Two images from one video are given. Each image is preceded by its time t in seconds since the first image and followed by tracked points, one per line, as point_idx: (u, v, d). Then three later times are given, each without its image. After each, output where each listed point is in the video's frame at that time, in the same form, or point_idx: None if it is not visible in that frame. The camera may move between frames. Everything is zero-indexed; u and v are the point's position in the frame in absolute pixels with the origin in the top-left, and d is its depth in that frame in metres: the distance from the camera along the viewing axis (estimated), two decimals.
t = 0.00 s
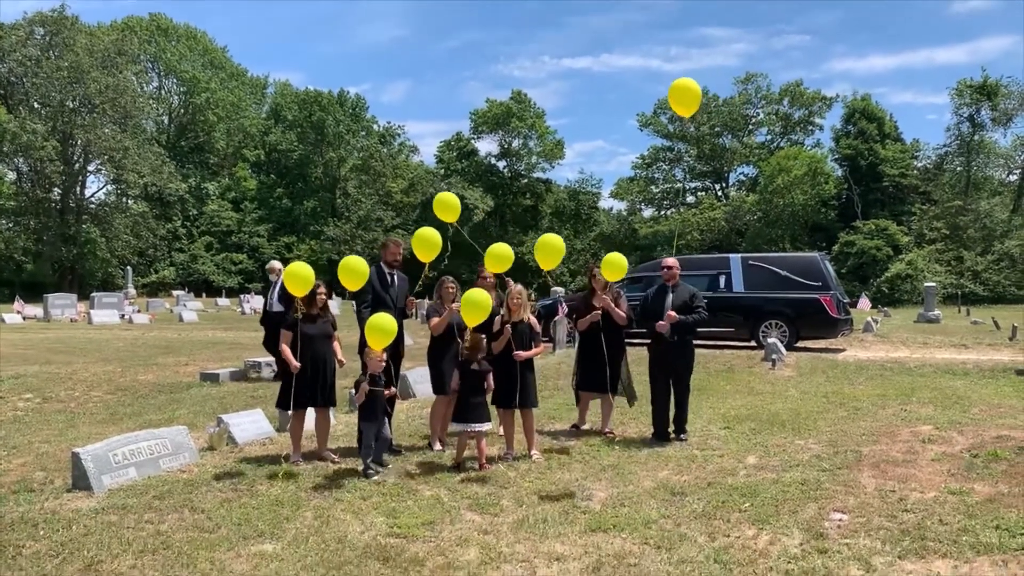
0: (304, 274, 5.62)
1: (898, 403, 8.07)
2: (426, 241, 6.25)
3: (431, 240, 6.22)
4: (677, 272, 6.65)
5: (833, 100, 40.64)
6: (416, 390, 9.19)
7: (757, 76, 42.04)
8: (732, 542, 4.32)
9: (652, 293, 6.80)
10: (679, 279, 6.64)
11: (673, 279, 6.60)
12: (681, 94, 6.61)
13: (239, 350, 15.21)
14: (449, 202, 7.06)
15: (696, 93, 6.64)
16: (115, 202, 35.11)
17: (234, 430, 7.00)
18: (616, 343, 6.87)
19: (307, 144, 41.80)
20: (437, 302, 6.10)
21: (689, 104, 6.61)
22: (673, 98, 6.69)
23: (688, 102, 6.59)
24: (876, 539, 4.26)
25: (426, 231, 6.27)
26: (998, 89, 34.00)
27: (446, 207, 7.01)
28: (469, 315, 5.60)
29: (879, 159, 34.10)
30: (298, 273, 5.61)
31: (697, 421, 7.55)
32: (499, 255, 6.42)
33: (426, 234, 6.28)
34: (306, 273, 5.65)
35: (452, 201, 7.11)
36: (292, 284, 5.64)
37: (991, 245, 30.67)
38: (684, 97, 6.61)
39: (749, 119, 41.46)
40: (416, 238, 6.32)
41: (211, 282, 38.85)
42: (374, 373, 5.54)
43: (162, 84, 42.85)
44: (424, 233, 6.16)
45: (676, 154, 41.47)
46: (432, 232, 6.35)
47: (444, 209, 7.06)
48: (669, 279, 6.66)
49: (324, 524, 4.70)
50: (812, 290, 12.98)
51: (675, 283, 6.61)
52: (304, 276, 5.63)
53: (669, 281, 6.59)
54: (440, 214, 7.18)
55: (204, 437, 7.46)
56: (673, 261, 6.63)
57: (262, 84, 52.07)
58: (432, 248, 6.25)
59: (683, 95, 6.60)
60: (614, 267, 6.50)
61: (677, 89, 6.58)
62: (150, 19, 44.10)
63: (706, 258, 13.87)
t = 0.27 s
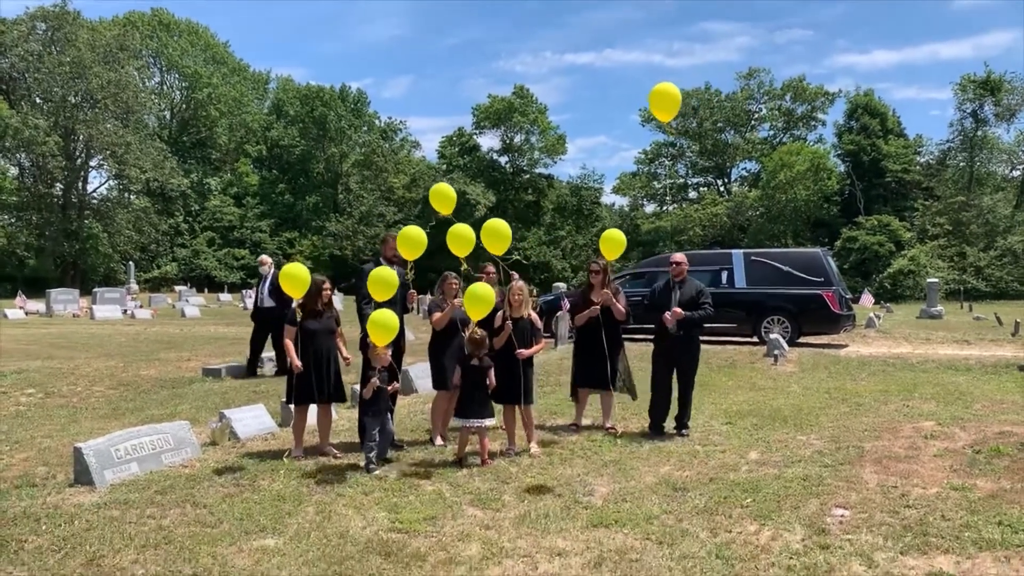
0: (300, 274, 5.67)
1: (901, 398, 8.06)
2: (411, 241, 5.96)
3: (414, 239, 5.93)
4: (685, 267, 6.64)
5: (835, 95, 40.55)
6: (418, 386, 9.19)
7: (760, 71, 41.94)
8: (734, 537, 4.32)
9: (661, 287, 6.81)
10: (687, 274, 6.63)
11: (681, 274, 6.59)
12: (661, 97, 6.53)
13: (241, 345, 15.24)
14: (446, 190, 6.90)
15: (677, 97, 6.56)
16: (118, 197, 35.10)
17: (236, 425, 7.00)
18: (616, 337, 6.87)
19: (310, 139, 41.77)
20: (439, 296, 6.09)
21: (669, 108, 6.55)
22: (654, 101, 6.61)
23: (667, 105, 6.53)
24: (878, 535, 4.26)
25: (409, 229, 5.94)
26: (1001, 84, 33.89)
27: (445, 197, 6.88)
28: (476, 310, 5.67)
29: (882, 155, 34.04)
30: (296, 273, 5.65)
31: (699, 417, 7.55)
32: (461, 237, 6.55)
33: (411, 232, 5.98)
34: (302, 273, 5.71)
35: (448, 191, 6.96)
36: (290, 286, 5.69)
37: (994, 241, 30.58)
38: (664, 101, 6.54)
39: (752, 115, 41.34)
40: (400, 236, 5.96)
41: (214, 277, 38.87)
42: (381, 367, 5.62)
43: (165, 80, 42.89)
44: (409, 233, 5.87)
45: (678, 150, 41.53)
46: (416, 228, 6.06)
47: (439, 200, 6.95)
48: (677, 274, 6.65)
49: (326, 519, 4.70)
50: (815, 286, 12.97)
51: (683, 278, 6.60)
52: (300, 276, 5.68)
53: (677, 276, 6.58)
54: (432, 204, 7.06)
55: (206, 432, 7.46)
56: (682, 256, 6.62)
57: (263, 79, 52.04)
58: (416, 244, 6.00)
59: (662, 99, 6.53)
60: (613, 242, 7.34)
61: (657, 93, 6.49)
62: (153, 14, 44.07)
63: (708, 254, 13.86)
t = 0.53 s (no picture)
0: (297, 277, 5.67)
1: (903, 395, 8.05)
2: (396, 227, 5.80)
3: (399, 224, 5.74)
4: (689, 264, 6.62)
5: (838, 91, 40.44)
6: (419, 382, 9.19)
7: (762, 67, 41.83)
8: (736, 534, 4.32)
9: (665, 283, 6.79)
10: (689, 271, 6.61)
11: (684, 271, 6.57)
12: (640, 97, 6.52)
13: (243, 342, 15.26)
14: (445, 201, 6.80)
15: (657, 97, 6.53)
16: (120, 194, 35.12)
17: (237, 422, 7.01)
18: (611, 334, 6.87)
19: (311, 136, 41.74)
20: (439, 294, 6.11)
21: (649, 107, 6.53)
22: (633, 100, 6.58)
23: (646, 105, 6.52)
24: (880, 532, 4.26)
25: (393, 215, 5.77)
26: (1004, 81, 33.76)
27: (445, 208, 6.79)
28: (466, 309, 5.56)
29: (884, 151, 33.97)
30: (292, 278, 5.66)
31: (701, 414, 7.54)
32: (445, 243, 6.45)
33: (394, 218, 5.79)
34: (298, 276, 5.73)
35: (448, 202, 6.83)
36: (288, 290, 5.68)
37: (996, 238, 30.49)
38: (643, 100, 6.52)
39: (754, 111, 41.24)
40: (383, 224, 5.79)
41: (215, 274, 38.87)
42: (387, 362, 5.76)
43: (167, 77, 42.94)
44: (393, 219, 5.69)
45: (680, 146, 41.58)
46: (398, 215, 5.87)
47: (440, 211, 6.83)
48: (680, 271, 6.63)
49: (328, 516, 4.70)
50: (816, 282, 12.95)
51: (686, 275, 6.58)
52: (296, 280, 5.68)
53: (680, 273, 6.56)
54: (431, 215, 6.94)
55: (208, 428, 7.47)
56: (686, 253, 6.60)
57: (265, 76, 52.02)
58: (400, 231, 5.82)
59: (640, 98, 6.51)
60: (616, 234, 7.43)
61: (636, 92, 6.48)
62: (154, 11, 44.06)
63: (710, 250, 13.84)
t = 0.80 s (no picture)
0: (288, 287, 5.74)
1: (905, 393, 8.04)
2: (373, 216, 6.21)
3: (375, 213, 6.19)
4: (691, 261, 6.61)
5: (840, 89, 40.33)
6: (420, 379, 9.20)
7: (764, 65, 41.73)
8: (737, 532, 4.32)
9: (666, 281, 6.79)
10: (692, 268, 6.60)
11: (686, 268, 6.57)
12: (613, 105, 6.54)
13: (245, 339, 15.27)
14: (452, 214, 6.77)
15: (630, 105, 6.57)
16: (122, 192, 35.14)
17: (239, 420, 7.02)
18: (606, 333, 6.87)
19: (313, 134, 41.70)
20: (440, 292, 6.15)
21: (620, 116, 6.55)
22: (606, 109, 6.58)
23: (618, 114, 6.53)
24: (882, 529, 4.25)
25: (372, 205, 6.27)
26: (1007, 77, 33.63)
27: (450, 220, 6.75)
28: (459, 308, 5.59)
29: (887, 149, 33.87)
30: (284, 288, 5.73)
31: (702, 411, 7.54)
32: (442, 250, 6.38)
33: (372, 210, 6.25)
34: (291, 286, 5.78)
35: (455, 215, 6.78)
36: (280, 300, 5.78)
37: (999, 235, 30.37)
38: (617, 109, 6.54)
39: (756, 108, 41.15)
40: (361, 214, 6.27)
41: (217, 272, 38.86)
42: (384, 357, 5.66)
43: (168, 74, 42.91)
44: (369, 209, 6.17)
45: (682, 144, 41.51)
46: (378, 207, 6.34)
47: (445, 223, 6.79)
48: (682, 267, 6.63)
49: (328, 514, 4.71)
50: (818, 280, 12.93)
51: (688, 272, 6.57)
52: (289, 290, 5.76)
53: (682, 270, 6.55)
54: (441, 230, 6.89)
55: (209, 426, 7.47)
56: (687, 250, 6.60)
57: (267, 73, 51.99)
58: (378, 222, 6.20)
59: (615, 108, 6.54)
60: (610, 230, 7.42)
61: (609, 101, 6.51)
62: (156, 9, 44.08)
63: (712, 248, 13.83)
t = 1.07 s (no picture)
0: (286, 289, 5.69)
1: (908, 391, 8.03)
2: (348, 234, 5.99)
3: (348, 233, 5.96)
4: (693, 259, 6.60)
5: (843, 86, 40.24)
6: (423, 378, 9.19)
7: (767, 63, 41.64)
8: (741, 530, 4.31)
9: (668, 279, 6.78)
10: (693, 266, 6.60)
11: (687, 266, 6.56)
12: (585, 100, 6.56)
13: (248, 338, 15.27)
14: (459, 207, 6.80)
15: (600, 99, 6.57)
16: (125, 190, 35.20)
17: (242, 418, 7.03)
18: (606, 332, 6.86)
19: (316, 132, 41.70)
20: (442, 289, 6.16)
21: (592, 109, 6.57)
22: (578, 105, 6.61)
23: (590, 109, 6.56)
24: (885, 528, 4.25)
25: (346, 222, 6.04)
26: (1011, 75, 33.51)
27: (458, 214, 6.79)
28: (454, 306, 5.61)
29: (890, 147, 33.80)
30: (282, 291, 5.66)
31: (705, 409, 7.53)
32: (450, 241, 6.41)
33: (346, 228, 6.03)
34: (289, 288, 5.72)
35: (462, 207, 6.82)
36: (276, 301, 5.71)
37: (1003, 233, 30.30)
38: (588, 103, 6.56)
39: (759, 106, 41.08)
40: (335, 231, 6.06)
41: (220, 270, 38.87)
42: (382, 354, 5.66)
43: (171, 72, 42.93)
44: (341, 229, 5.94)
45: (685, 142, 41.27)
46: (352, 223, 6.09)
47: (454, 217, 6.82)
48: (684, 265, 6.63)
49: (332, 512, 4.71)
50: (821, 277, 12.92)
51: (689, 270, 6.57)
52: (285, 292, 5.69)
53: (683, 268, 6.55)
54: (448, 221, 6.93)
55: (212, 424, 7.48)
56: (689, 248, 6.59)
57: (269, 72, 52.02)
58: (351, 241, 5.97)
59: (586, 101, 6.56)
60: (611, 229, 7.39)
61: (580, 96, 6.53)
62: (158, 7, 44.08)
63: (714, 246, 13.82)
